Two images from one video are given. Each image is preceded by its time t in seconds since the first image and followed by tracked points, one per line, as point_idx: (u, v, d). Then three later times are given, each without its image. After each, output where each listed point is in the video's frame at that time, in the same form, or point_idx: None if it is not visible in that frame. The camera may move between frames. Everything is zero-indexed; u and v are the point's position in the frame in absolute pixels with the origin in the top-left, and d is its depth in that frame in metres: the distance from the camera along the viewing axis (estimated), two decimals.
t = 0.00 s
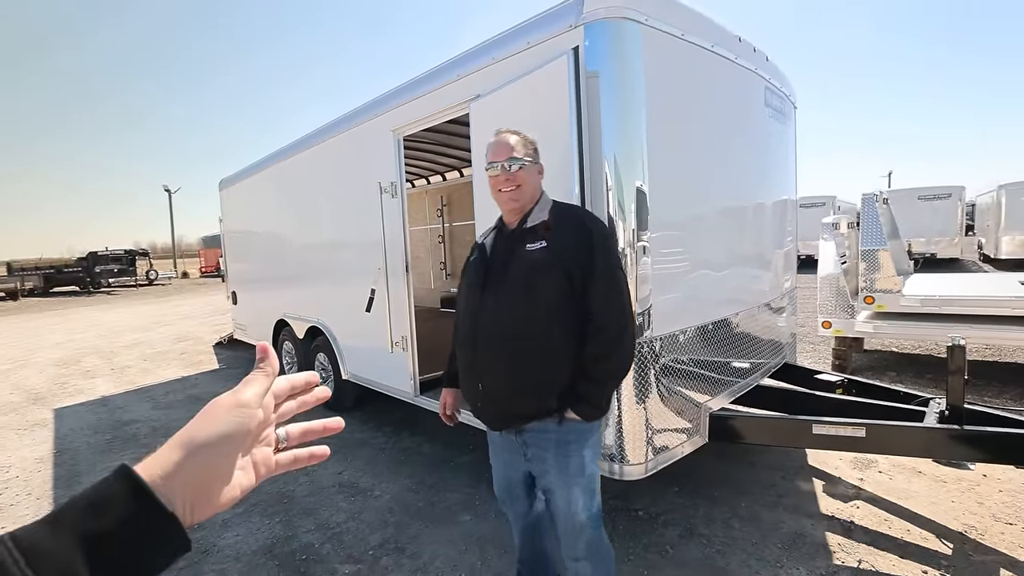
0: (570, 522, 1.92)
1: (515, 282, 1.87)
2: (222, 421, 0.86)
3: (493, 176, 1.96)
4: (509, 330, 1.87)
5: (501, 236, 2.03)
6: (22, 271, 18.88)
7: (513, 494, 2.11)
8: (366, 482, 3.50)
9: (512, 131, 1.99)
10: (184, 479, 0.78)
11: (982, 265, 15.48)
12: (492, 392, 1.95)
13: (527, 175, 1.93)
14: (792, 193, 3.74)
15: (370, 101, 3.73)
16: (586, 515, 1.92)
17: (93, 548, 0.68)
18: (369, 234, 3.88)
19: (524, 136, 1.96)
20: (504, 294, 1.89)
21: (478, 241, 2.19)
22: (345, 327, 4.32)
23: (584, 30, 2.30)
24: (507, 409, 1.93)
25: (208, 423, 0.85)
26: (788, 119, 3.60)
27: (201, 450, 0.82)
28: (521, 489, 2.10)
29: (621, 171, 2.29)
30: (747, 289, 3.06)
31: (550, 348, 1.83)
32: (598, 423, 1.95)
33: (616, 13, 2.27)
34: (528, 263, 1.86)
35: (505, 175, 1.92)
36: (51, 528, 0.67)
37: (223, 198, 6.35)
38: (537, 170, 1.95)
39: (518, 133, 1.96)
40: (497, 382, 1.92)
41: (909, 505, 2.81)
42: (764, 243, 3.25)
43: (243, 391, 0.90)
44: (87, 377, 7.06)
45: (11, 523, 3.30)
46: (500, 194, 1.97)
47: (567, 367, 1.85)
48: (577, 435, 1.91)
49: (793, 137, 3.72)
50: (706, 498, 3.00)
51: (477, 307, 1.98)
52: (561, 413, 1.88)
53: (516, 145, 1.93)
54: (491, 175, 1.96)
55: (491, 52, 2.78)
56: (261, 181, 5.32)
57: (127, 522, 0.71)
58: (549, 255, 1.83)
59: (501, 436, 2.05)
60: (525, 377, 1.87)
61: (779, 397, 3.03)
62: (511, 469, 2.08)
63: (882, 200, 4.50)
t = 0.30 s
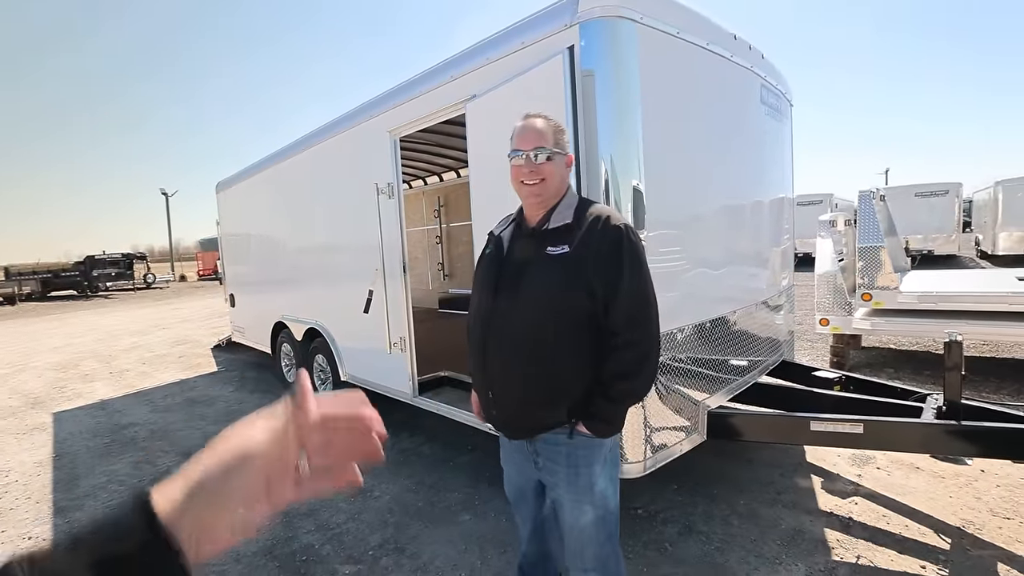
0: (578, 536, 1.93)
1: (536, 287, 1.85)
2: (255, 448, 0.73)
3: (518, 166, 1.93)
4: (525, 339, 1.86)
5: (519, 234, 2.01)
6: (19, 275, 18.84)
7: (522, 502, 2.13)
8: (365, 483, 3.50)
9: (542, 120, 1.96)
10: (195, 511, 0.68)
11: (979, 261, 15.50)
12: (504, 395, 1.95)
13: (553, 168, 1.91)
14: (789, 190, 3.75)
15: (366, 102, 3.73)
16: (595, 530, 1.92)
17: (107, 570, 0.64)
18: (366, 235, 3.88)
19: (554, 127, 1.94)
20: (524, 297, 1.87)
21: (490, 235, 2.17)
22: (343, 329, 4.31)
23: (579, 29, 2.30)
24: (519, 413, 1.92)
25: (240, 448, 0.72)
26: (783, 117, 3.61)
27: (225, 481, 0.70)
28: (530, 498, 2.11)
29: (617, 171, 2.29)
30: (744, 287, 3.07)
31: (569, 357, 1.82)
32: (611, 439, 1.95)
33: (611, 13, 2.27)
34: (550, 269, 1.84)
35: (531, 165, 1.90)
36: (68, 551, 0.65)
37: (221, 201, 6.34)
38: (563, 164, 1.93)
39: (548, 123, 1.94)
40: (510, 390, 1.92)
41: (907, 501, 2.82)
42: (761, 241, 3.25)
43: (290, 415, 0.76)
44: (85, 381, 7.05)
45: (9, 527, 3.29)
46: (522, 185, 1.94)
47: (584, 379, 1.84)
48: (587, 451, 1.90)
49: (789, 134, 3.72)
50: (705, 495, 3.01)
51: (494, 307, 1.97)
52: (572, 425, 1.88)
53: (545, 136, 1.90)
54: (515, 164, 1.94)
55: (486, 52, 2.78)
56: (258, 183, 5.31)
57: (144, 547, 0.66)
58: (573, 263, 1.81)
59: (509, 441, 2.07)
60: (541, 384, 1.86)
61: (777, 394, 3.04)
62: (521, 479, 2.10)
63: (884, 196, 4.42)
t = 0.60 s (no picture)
0: (572, 537, 1.93)
1: (535, 292, 1.85)
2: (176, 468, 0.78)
3: (525, 168, 1.92)
4: (524, 342, 1.86)
5: (519, 237, 2.00)
6: (17, 275, 18.83)
7: (523, 500, 2.16)
8: (364, 483, 3.50)
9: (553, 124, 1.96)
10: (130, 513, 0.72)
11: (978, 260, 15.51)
12: (500, 397, 1.96)
13: (560, 175, 1.90)
14: (786, 190, 3.75)
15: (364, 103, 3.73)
16: (590, 530, 1.92)
17: None
18: (365, 236, 3.87)
19: (563, 131, 1.93)
20: (523, 302, 1.87)
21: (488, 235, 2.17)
22: (341, 329, 4.31)
23: (575, 30, 2.30)
24: (514, 415, 1.93)
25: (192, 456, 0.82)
26: (781, 117, 3.61)
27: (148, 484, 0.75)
28: (530, 496, 2.14)
29: (614, 171, 2.29)
30: (742, 287, 3.07)
31: (566, 363, 1.82)
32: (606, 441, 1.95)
33: (607, 14, 2.27)
34: (550, 276, 1.83)
35: (538, 169, 1.90)
36: None
37: (219, 201, 6.34)
38: (570, 172, 1.93)
39: (559, 128, 1.94)
40: (507, 392, 1.92)
41: (907, 501, 2.82)
42: (759, 241, 3.25)
43: (167, 453, 0.79)
44: (84, 381, 7.05)
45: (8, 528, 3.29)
46: (527, 188, 1.93)
47: (581, 385, 1.84)
48: (582, 452, 1.90)
49: (786, 135, 3.73)
50: (704, 496, 3.01)
51: (492, 310, 1.97)
52: (567, 428, 1.88)
53: (554, 141, 1.90)
54: (521, 166, 1.93)
55: (484, 53, 2.78)
56: (257, 184, 5.31)
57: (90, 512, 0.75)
58: (573, 270, 1.81)
59: (507, 441, 2.07)
60: (537, 388, 1.86)
61: (775, 394, 3.04)
62: (521, 477, 2.12)
63: (876, 197, 4.49)
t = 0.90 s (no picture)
0: (562, 531, 1.92)
1: (520, 293, 1.85)
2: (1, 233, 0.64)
3: (500, 180, 1.92)
4: (511, 340, 1.87)
5: (506, 241, 2.01)
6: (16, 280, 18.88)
7: (513, 494, 2.14)
8: (363, 485, 3.49)
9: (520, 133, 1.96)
10: None
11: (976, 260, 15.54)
12: (491, 399, 1.95)
13: (534, 182, 1.90)
14: (785, 192, 3.75)
15: (362, 105, 3.72)
16: (578, 524, 1.91)
17: None
18: (363, 238, 3.87)
19: (533, 139, 1.93)
20: (508, 304, 1.88)
21: (477, 241, 2.17)
22: (340, 331, 4.30)
23: (574, 32, 2.30)
24: (506, 416, 1.92)
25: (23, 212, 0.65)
26: (778, 118, 3.61)
27: None
28: (519, 491, 2.12)
29: (613, 172, 2.29)
30: (741, 288, 3.07)
31: (553, 360, 1.82)
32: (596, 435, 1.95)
33: (606, 16, 2.27)
34: (533, 276, 1.84)
35: (512, 179, 1.90)
36: None
37: (218, 204, 6.33)
38: (543, 177, 1.92)
39: (525, 136, 1.93)
40: (498, 393, 1.92)
41: (907, 502, 2.82)
42: (757, 242, 3.25)
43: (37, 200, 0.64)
44: (83, 384, 7.03)
45: (5, 532, 3.27)
46: (504, 199, 1.94)
47: (569, 380, 1.85)
48: (572, 444, 1.90)
49: (784, 136, 3.73)
50: (704, 497, 3.01)
51: (480, 313, 1.96)
52: (560, 423, 1.88)
53: (523, 150, 1.90)
54: (496, 180, 1.93)
55: (482, 55, 2.77)
56: (255, 186, 5.30)
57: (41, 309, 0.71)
58: (556, 269, 1.82)
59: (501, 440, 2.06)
60: (527, 386, 1.86)
61: (775, 395, 3.04)
62: (510, 471, 2.10)
63: (875, 197, 4.49)
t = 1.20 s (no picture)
0: (572, 528, 1.91)
1: (519, 290, 1.85)
2: None
3: (500, 181, 1.93)
4: (510, 338, 1.87)
5: (506, 240, 2.01)
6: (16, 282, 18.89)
7: (516, 495, 2.12)
8: (362, 488, 3.48)
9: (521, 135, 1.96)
10: None
11: (976, 262, 15.53)
12: (491, 398, 1.95)
13: (534, 183, 1.90)
14: (784, 194, 3.75)
15: (362, 108, 3.72)
16: (589, 522, 1.91)
17: None
18: (363, 240, 3.87)
19: (534, 141, 1.93)
20: (507, 301, 1.88)
21: (478, 242, 2.18)
22: (340, 334, 4.30)
23: (574, 36, 2.30)
24: (506, 414, 1.92)
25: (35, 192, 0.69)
26: (778, 121, 3.61)
27: None
28: (522, 491, 2.10)
29: (613, 175, 2.29)
30: (741, 291, 3.06)
31: (552, 357, 1.82)
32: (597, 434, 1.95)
33: (606, 20, 2.27)
34: (532, 274, 1.84)
35: (512, 179, 1.90)
36: None
37: (218, 206, 6.33)
38: (544, 179, 1.92)
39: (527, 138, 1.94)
40: (498, 391, 1.91)
41: (908, 506, 2.81)
42: (757, 245, 3.25)
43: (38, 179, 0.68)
44: (82, 386, 7.02)
45: (3, 535, 3.26)
46: (504, 198, 1.94)
47: (568, 377, 1.84)
48: (576, 442, 1.90)
49: (784, 139, 3.73)
50: (704, 500, 3.00)
51: (479, 312, 1.97)
52: (560, 421, 1.87)
53: (524, 151, 1.90)
54: (497, 179, 1.94)
55: (482, 58, 2.78)
56: (255, 188, 5.30)
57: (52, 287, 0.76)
58: (554, 266, 1.81)
59: (502, 440, 2.05)
60: (527, 384, 1.85)
61: (776, 399, 3.03)
62: (513, 472, 2.08)
63: (876, 199, 4.49)
